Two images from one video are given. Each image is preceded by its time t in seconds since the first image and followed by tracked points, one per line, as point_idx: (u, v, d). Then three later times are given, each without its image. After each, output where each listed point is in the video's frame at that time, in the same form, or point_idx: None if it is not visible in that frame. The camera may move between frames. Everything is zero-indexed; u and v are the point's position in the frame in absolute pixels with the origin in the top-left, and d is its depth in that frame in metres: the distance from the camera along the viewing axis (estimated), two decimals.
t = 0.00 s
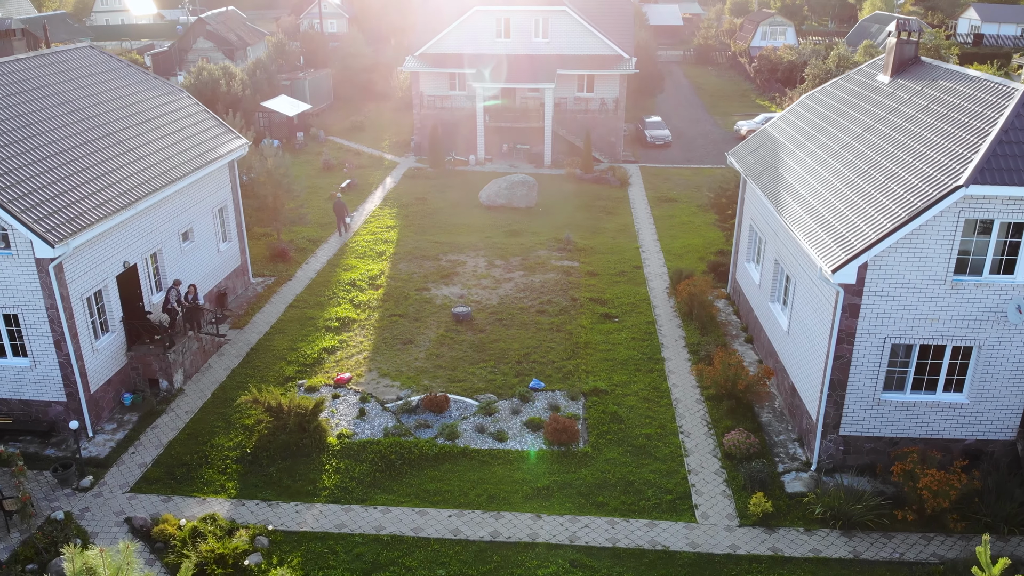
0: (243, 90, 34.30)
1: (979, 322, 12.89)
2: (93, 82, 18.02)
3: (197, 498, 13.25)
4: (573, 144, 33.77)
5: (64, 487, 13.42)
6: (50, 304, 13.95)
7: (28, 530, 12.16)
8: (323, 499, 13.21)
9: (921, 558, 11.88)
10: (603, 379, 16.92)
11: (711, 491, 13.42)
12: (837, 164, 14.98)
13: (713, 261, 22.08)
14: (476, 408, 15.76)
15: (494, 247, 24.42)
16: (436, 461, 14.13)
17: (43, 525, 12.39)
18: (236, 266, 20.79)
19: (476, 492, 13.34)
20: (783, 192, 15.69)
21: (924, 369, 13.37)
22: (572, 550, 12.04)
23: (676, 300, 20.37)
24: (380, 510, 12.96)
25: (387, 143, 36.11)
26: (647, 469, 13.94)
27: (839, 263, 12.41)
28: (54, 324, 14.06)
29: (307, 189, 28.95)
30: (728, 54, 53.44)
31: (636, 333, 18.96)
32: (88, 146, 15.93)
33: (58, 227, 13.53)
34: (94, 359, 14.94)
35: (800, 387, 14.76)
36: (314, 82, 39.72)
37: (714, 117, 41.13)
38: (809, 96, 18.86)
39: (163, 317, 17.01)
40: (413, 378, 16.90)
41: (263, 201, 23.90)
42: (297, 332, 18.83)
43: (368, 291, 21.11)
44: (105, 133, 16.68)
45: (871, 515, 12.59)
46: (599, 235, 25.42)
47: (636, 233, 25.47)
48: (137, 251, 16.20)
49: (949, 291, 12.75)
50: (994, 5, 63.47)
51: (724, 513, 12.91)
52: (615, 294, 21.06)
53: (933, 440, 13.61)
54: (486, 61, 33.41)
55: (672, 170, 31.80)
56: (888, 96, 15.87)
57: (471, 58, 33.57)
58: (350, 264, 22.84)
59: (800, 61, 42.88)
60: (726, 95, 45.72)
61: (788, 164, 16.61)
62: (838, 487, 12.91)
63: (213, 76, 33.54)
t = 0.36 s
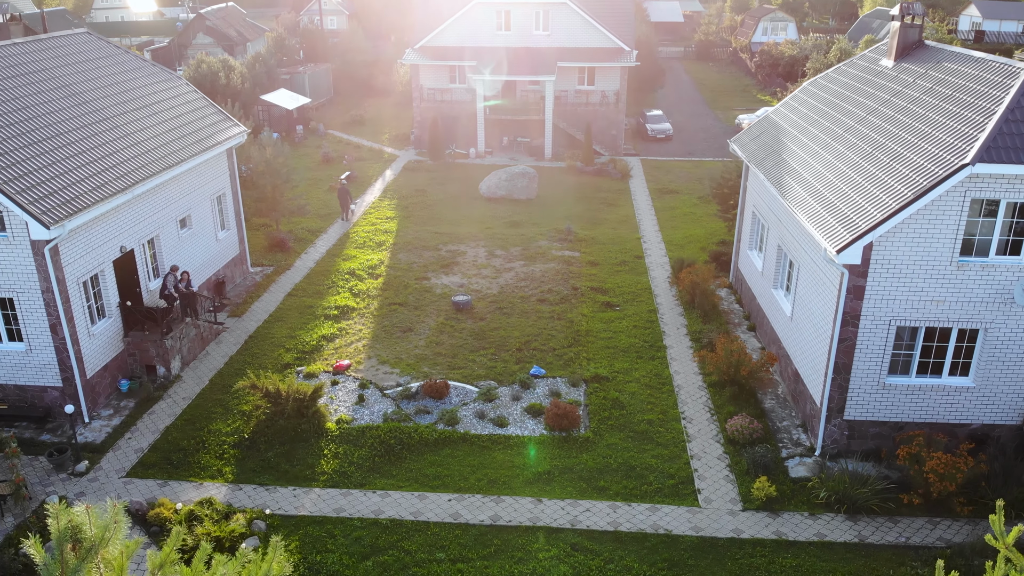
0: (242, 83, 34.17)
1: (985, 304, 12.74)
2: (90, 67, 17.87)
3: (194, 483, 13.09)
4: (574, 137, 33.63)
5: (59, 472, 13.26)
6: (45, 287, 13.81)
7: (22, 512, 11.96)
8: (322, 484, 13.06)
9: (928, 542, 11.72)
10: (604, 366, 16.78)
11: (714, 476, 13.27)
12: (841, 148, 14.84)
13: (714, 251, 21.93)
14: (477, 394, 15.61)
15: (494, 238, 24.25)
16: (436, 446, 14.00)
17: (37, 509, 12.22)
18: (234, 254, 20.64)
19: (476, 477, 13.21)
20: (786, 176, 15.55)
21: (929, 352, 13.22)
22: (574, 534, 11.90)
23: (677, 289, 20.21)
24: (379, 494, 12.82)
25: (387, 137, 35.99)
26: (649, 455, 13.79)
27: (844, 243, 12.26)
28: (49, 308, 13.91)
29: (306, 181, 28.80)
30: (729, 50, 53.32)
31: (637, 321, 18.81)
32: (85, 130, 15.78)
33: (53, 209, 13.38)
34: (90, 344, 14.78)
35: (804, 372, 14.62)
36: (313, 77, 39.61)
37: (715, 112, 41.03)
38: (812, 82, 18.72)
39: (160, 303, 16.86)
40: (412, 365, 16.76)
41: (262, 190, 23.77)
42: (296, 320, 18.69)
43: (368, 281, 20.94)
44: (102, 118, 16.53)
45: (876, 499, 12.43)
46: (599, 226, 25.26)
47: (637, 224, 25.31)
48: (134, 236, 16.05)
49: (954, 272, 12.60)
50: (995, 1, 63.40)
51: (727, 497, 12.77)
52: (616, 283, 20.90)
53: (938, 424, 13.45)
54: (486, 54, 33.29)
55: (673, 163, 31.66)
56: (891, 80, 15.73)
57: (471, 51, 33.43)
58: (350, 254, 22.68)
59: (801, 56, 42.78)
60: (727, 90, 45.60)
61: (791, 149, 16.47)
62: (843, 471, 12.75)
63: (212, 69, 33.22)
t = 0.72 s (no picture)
0: (240, 75, 34.02)
1: (990, 285, 12.58)
2: (86, 51, 17.73)
3: (188, 466, 12.93)
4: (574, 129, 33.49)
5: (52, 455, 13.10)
6: (38, 269, 13.64)
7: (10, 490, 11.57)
8: (317, 467, 12.90)
9: (932, 525, 11.55)
10: (604, 352, 16.64)
11: (714, 460, 13.12)
12: (843, 130, 14.69)
13: (715, 240, 21.77)
14: (475, 379, 15.48)
15: (493, 228, 24.10)
16: (433, 430, 13.86)
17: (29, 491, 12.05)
18: (231, 242, 20.48)
19: (473, 461, 13.07)
20: (788, 159, 15.40)
21: (933, 334, 13.06)
22: (572, 516, 11.75)
23: (677, 277, 20.05)
24: (376, 477, 12.67)
25: (386, 130, 35.88)
26: (649, 439, 13.66)
27: (846, 223, 12.11)
28: (42, 290, 13.75)
29: (304, 172, 28.65)
30: (729, 46, 53.19)
31: (637, 308, 18.66)
32: (79, 112, 15.61)
33: (47, 189, 13.21)
34: (84, 328, 14.63)
35: (806, 357, 14.47)
36: (312, 70, 39.49)
37: (716, 106, 40.89)
38: (813, 68, 18.58)
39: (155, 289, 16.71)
40: (410, 351, 16.60)
41: (259, 178, 23.61)
42: (293, 307, 18.52)
43: (365, 269, 20.77)
44: (97, 101, 16.37)
45: (879, 482, 12.27)
46: (599, 216, 25.11)
47: (637, 215, 25.17)
48: (129, 221, 15.89)
49: (958, 252, 12.45)
50: None
51: (728, 480, 12.63)
52: (616, 272, 20.74)
53: (941, 408, 13.29)
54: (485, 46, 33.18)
55: (674, 155, 31.51)
56: (894, 63, 15.58)
57: (470, 44, 33.43)
58: (347, 243, 22.51)
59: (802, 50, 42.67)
60: (727, 85, 45.47)
61: (793, 133, 16.32)
62: (845, 455, 12.59)
63: (210, 61, 33.07)
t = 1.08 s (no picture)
0: (238, 68, 33.85)
1: (995, 266, 12.39)
2: (81, 36, 17.54)
3: (181, 450, 12.73)
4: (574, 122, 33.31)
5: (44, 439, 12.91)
6: (30, 252, 13.43)
7: None
8: (313, 451, 12.71)
9: (937, 509, 11.35)
10: (604, 339, 16.46)
11: (715, 444, 12.94)
12: (846, 112, 14.52)
13: (716, 229, 21.60)
14: (473, 365, 15.30)
15: (492, 218, 23.92)
16: (431, 415, 13.69)
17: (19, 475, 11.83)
18: (227, 230, 20.30)
19: (471, 445, 12.89)
20: (790, 142, 15.23)
21: (937, 316, 12.87)
22: (570, 499, 11.57)
23: (678, 265, 19.86)
24: (372, 461, 12.48)
25: (385, 124, 35.74)
26: (648, 424, 13.48)
27: (850, 202, 11.93)
28: (34, 273, 13.54)
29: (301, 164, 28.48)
30: (729, 42, 53.06)
31: (637, 296, 18.47)
32: (73, 95, 15.41)
33: (39, 170, 13.00)
34: (77, 313, 14.44)
35: (808, 342, 14.29)
36: (311, 64, 39.35)
37: (716, 100, 40.80)
38: (814, 54, 18.42)
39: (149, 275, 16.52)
40: (408, 337, 16.42)
41: (256, 167, 23.42)
42: (289, 295, 18.33)
43: (363, 258, 20.59)
44: (92, 85, 16.17)
45: (883, 466, 12.07)
46: (599, 206, 24.94)
47: (637, 205, 24.99)
48: (123, 205, 15.70)
49: (963, 232, 12.27)
50: None
51: (729, 464, 12.44)
52: (616, 261, 20.56)
53: (946, 391, 13.10)
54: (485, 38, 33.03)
55: (674, 148, 31.33)
56: (897, 45, 15.40)
57: (470, 35, 33.31)
58: (345, 232, 22.33)
59: (802, 45, 42.59)
60: (728, 80, 45.39)
61: (795, 117, 16.16)
62: (848, 439, 12.39)
63: (208, 53, 32.90)
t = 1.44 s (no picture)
0: (237, 60, 33.67)
1: (1003, 247, 12.22)
2: (77, 20, 17.34)
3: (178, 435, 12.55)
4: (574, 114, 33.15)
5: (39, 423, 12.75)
6: (25, 234, 13.22)
7: None
8: (311, 435, 12.54)
9: (944, 492, 11.18)
10: (605, 325, 16.29)
11: (719, 428, 12.78)
12: (852, 94, 14.36)
13: (717, 218, 21.43)
14: (473, 350, 15.13)
15: (492, 208, 23.75)
16: (431, 399, 13.53)
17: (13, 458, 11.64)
18: (225, 219, 20.14)
19: (471, 429, 12.73)
20: (795, 125, 15.07)
21: (944, 299, 12.71)
22: (572, 483, 11.40)
23: (679, 254, 19.69)
24: (371, 444, 12.31)
25: (384, 117, 35.59)
26: (651, 408, 13.32)
27: (856, 181, 11.76)
28: (29, 256, 13.35)
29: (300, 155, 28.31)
30: (730, 37, 52.90)
31: (639, 284, 18.31)
32: (69, 78, 15.22)
33: (34, 151, 12.80)
34: (73, 297, 14.27)
35: (812, 326, 14.12)
36: (310, 57, 39.18)
37: (717, 94, 40.66)
38: (818, 39, 18.27)
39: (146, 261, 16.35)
40: (407, 324, 16.24)
41: (254, 156, 23.26)
42: (287, 283, 18.15)
43: (362, 246, 20.42)
44: (87, 68, 15.98)
45: (889, 450, 11.91)
46: (600, 197, 24.77)
47: (638, 195, 24.83)
48: (119, 190, 15.51)
49: (970, 213, 12.11)
50: None
51: (733, 448, 12.28)
52: (617, 249, 20.38)
53: (952, 375, 12.94)
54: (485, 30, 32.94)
55: (675, 140, 31.17)
56: (902, 27, 15.23)
57: (470, 28, 33.22)
58: (344, 222, 22.15)
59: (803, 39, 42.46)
60: (728, 75, 45.29)
61: (798, 101, 16.01)
62: (854, 423, 12.24)
63: (206, 44, 32.69)
